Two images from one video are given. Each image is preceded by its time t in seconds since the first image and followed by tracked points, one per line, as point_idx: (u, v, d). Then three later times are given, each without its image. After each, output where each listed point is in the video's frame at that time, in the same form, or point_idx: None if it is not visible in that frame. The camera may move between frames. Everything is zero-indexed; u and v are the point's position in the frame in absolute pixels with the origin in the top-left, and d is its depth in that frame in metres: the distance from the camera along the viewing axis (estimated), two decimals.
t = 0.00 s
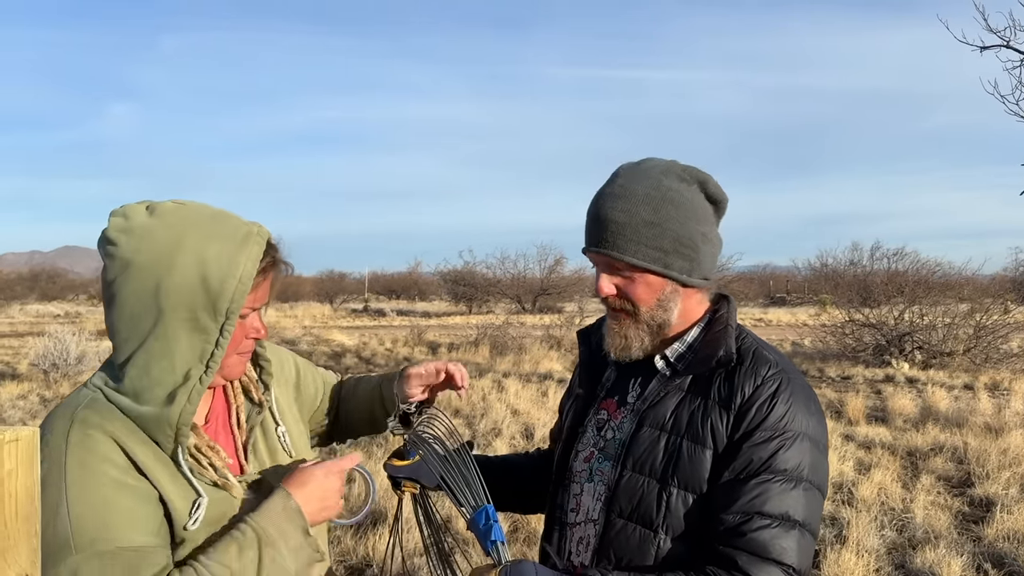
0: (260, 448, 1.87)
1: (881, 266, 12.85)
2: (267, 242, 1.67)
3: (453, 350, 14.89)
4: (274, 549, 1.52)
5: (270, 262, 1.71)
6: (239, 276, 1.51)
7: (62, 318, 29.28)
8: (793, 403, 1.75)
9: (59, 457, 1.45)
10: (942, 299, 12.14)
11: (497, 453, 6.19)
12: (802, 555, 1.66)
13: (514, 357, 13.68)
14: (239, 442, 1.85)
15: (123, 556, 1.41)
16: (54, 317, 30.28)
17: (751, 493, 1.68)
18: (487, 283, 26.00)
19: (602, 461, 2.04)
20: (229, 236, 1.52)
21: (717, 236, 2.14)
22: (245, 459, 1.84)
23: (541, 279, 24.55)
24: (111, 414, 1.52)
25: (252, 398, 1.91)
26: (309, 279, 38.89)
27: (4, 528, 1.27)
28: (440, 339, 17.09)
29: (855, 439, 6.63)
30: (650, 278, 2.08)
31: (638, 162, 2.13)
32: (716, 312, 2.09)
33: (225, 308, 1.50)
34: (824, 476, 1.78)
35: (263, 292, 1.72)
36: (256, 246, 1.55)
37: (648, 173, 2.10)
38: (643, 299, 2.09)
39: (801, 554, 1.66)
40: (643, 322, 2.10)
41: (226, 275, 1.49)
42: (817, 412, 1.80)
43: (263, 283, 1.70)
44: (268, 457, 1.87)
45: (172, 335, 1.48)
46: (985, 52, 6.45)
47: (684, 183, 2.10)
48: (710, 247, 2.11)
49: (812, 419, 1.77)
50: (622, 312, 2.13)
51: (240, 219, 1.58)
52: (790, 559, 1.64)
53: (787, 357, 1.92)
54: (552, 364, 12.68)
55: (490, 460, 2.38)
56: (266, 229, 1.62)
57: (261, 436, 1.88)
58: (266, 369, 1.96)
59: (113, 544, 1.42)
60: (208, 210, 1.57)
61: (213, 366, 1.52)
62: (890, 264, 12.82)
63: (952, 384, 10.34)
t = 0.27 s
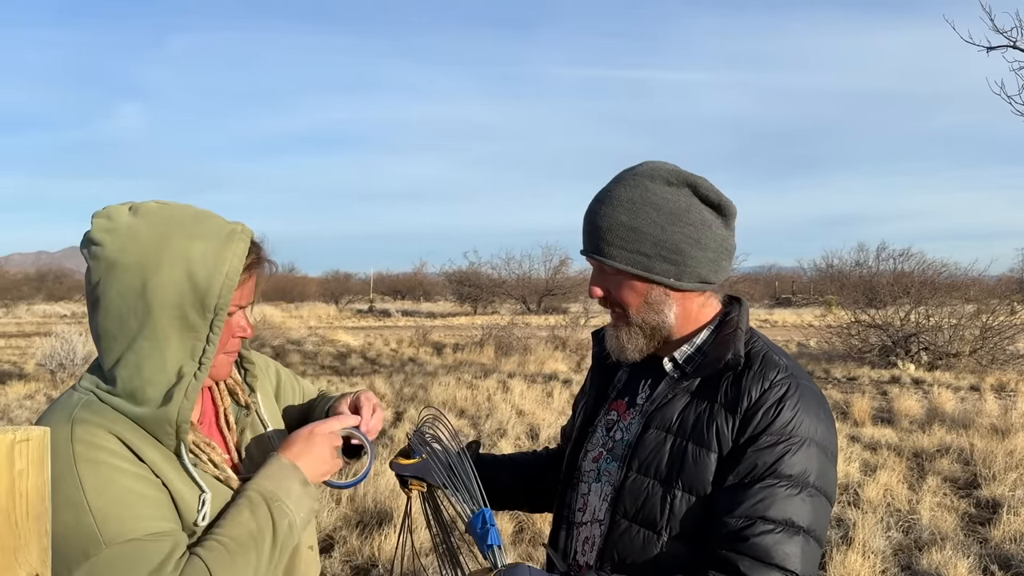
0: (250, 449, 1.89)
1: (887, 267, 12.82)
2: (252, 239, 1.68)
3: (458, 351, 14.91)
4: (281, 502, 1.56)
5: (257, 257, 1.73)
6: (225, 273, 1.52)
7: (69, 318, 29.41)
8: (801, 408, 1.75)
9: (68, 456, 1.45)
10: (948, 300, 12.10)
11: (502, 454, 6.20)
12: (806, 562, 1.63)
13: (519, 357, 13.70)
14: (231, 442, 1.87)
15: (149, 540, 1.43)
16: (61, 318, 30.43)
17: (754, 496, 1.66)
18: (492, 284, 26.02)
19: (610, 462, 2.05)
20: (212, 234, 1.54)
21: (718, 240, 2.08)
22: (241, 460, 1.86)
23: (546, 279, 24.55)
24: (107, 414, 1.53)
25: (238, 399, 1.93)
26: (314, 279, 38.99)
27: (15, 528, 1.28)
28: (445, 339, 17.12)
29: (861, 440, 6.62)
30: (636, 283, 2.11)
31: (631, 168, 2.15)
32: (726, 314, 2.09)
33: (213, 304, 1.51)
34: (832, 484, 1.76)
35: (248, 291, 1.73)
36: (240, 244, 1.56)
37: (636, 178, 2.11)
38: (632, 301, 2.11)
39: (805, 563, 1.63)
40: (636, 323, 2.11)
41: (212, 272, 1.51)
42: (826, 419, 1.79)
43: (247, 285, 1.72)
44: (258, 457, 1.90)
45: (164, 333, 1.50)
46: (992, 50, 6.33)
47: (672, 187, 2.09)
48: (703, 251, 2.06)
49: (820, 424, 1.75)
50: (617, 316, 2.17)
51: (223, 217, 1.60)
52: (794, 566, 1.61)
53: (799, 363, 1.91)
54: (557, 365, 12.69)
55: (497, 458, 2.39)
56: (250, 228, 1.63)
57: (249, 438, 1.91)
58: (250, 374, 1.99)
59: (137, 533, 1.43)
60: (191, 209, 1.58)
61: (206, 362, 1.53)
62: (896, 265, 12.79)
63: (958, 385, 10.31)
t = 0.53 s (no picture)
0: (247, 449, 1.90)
1: (892, 267, 12.78)
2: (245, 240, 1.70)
3: (463, 351, 14.92)
4: (283, 502, 1.57)
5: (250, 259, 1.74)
6: (220, 274, 1.53)
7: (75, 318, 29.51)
8: (807, 403, 1.76)
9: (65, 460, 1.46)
10: (954, 301, 12.05)
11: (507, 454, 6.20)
12: (817, 551, 1.63)
13: (523, 357, 13.70)
14: (227, 442, 1.88)
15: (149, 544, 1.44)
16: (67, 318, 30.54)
17: (763, 486, 1.66)
18: (496, 284, 26.03)
19: (616, 460, 2.06)
20: (206, 235, 1.54)
21: (725, 234, 2.11)
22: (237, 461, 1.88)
23: (551, 280, 24.53)
24: (101, 417, 1.54)
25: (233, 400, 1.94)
26: (319, 280, 39.06)
27: (23, 527, 1.29)
28: (449, 339, 17.13)
29: (867, 441, 6.60)
30: (649, 275, 2.10)
31: (641, 164, 2.16)
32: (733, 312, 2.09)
33: (207, 306, 1.52)
34: (839, 476, 1.76)
35: (241, 292, 1.74)
36: (234, 245, 1.57)
37: (647, 173, 2.12)
38: (644, 295, 2.11)
39: (817, 552, 1.63)
40: (647, 317, 2.11)
41: (206, 274, 1.52)
42: (833, 414, 1.80)
43: (240, 286, 1.73)
44: (255, 457, 1.91)
45: (158, 336, 1.50)
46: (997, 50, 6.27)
47: (683, 181, 2.10)
48: (713, 244, 2.08)
49: (826, 419, 1.76)
50: (626, 310, 2.16)
51: (216, 218, 1.60)
52: (805, 554, 1.61)
53: (804, 360, 1.92)
54: (562, 365, 12.68)
55: (502, 459, 2.39)
56: (242, 229, 1.64)
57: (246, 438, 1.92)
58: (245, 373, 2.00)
59: (137, 536, 1.44)
60: (183, 211, 1.59)
61: (200, 365, 1.55)
62: (901, 265, 12.75)
63: (965, 386, 10.27)
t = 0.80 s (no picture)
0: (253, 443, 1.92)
1: (897, 267, 12.75)
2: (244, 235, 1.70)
3: (467, 351, 14.93)
4: (298, 492, 1.58)
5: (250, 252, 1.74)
6: (220, 271, 1.53)
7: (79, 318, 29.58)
8: (809, 394, 1.75)
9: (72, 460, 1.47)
10: (959, 301, 12.02)
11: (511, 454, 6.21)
12: (814, 532, 1.58)
13: (527, 357, 13.71)
14: (235, 438, 1.90)
15: (159, 540, 1.46)
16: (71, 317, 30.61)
17: (761, 467, 1.64)
18: (500, 284, 26.04)
19: (621, 458, 2.06)
20: (205, 233, 1.55)
21: (743, 237, 2.16)
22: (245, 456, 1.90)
23: (555, 280, 24.52)
24: (106, 416, 1.55)
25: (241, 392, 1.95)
26: (323, 280, 39.11)
27: (31, 525, 1.30)
28: (453, 339, 17.15)
29: (872, 442, 6.58)
30: (670, 266, 2.10)
31: (672, 157, 2.18)
32: (740, 310, 2.09)
33: (208, 303, 1.53)
34: (842, 464, 1.72)
35: (243, 288, 1.75)
36: (233, 240, 1.58)
37: (679, 165, 2.14)
38: (662, 286, 2.11)
39: (814, 532, 1.58)
40: (660, 309, 2.10)
41: (206, 272, 1.52)
42: (836, 408, 1.78)
43: (242, 281, 1.73)
44: (263, 451, 1.93)
45: (160, 336, 1.51)
46: (1003, 49, 6.20)
47: (713, 178, 2.13)
48: (734, 245, 2.12)
49: (828, 411, 1.75)
50: (641, 299, 2.16)
51: (214, 214, 1.60)
52: (801, 533, 1.56)
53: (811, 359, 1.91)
54: (566, 365, 12.68)
55: (506, 457, 2.40)
56: (241, 223, 1.64)
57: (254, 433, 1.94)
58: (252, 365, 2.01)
59: (146, 532, 1.46)
60: (180, 208, 1.59)
61: (203, 361, 1.56)
62: (906, 265, 12.71)
63: (970, 386, 10.24)
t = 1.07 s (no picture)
0: (273, 439, 1.90)
1: (901, 267, 12.72)
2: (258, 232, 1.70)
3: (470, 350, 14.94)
4: (320, 499, 1.59)
5: (264, 250, 1.75)
6: (235, 270, 1.54)
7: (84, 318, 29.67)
8: (811, 384, 1.76)
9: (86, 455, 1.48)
10: (964, 301, 11.98)
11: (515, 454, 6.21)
12: (814, 508, 1.56)
13: (531, 357, 13.71)
14: (253, 433, 1.88)
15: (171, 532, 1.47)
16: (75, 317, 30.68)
17: (759, 448, 1.64)
18: (504, 284, 26.05)
19: (627, 455, 2.07)
20: (220, 232, 1.55)
21: (748, 236, 2.16)
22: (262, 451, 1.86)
23: (558, 279, 24.51)
24: (121, 411, 1.57)
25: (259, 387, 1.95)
26: (327, 280, 39.15)
27: (38, 523, 1.31)
28: (457, 339, 17.17)
29: (876, 442, 6.57)
30: (675, 265, 2.11)
31: (678, 155, 2.18)
32: (745, 307, 2.08)
33: (223, 301, 1.54)
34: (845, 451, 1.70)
35: (260, 285, 1.76)
36: (248, 239, 1.58)
37: (684, 164, 2.14)
38: (668, 285, 2.12)
39: (814, 511, 1.56)
40: (667, 309, 2.11)
41: (221, 271, 1.53)
42: (839, 401, 1.78)
43: (258, 278, 1.74)
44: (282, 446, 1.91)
45: (176, 334, 1.53)
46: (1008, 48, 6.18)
47: (719, 177, 2.13)
48: (739, 244, 2.12)
49: (831, 402, 1.75)
50: (647, 298, 2.16)
51: (229, 213, 1.61)
52: (800, 508, 1.54)
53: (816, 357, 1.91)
54: (569, 365, 12.68)
55: (510, 456, 2.42)
56: (255, 221, 1.65)
57: (273, 429, 1.92)
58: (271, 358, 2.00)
59: (158, 524, 1.47)
60: (194, 205, 1.59)
61: (217, 360, 1.57)
62: (911, 265, 12.68)
63: (975, 386, 10.21)
